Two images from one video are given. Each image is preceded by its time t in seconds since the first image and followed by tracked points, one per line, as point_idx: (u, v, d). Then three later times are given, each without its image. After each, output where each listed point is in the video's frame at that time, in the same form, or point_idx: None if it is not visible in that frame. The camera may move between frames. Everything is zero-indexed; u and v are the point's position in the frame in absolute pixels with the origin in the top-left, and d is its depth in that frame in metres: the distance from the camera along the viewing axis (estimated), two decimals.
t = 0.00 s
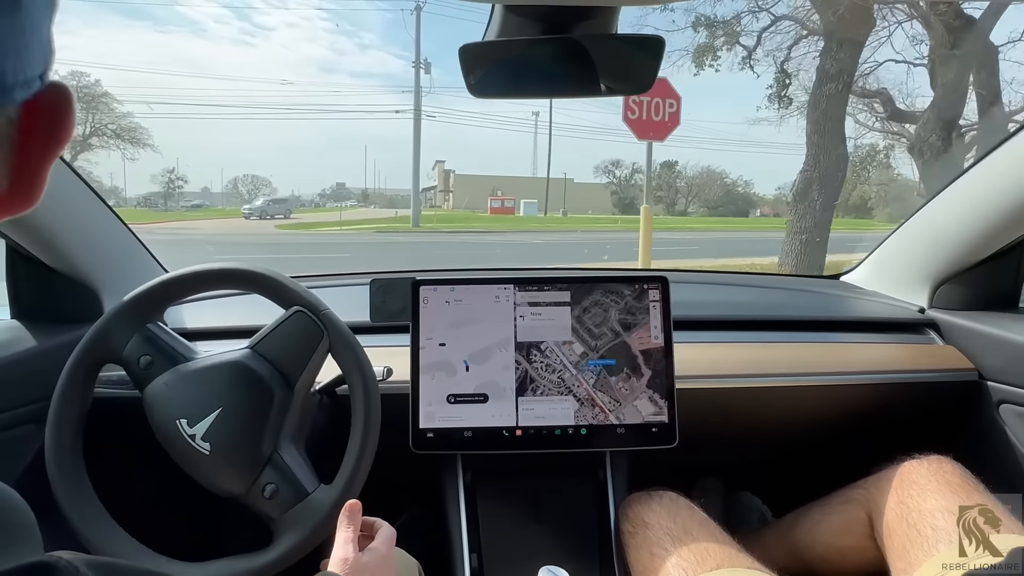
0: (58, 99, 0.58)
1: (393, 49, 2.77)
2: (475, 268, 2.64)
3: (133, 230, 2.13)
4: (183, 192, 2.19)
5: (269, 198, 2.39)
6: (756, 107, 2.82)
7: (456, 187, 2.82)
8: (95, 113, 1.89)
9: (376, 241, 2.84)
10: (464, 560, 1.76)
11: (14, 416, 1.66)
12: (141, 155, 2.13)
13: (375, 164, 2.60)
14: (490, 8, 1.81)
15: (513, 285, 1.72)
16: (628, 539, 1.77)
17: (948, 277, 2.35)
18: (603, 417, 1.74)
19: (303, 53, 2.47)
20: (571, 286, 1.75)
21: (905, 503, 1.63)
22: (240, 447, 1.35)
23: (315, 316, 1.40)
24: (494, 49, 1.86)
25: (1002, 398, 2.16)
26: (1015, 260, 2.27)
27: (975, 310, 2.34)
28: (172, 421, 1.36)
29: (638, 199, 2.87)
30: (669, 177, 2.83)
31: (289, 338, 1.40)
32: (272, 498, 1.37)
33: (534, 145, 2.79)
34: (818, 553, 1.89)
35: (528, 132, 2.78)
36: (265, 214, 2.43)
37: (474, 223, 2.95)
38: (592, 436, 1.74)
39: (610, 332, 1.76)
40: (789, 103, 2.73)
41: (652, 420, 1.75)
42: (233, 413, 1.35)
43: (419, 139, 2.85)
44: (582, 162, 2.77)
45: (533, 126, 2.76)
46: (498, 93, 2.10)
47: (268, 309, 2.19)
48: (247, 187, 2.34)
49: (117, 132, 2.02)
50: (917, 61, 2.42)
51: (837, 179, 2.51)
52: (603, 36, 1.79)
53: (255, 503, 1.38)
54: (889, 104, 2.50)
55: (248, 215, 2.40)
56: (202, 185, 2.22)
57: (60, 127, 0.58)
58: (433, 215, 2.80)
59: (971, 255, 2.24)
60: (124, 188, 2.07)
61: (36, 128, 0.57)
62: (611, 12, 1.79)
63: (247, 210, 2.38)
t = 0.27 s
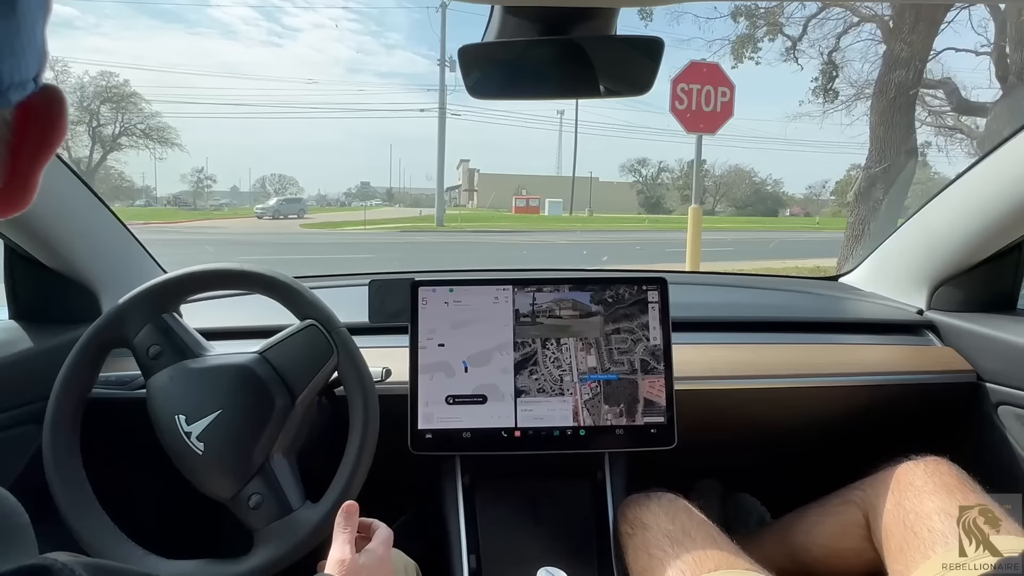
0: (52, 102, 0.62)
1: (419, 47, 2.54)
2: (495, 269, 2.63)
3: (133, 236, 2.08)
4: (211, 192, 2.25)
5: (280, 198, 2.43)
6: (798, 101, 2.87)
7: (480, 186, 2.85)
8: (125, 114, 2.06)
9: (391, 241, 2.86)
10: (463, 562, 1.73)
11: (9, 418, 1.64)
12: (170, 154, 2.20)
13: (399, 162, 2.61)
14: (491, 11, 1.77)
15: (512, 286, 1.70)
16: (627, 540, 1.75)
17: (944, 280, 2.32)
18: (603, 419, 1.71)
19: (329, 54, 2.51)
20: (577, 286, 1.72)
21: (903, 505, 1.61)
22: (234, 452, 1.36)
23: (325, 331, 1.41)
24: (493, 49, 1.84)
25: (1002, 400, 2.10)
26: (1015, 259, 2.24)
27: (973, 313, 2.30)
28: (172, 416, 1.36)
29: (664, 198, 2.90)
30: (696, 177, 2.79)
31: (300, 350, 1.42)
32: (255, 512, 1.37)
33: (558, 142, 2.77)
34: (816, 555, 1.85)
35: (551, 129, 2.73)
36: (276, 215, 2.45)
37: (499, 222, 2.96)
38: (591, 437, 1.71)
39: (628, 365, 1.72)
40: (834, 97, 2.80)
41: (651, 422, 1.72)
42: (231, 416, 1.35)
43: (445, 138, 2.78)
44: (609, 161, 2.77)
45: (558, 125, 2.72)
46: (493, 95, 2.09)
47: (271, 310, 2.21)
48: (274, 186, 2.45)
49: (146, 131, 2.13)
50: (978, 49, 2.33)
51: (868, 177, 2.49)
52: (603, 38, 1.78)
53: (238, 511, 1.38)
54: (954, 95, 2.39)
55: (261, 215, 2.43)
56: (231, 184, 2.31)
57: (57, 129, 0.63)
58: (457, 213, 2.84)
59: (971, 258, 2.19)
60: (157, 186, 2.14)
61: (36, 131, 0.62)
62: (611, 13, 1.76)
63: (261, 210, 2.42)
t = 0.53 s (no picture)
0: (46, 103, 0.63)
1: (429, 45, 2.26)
2: (512, 270, 2.61)
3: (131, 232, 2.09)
4: (234, 190, 2.29)
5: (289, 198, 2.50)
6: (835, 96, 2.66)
7: (499, 186, 2.79)
8: (147, 114, 2.13)
9: (405, 241, 2.87)
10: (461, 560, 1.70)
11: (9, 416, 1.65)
12: (191, 152, 2.22)
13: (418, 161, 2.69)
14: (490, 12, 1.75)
15: (512, 286, 1.68)
16: (626, 540, 1.73)
17: (944, 281, 2.36)
18: (602, 418, 1.70)
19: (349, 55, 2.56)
20: (576, 286, 1.70)
21: (897, 505, 1.60)
22: (218, 461, 1.32)
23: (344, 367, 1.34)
24: (493, 49, 1.83)
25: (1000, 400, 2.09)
26: (1014, 260, 2.27)
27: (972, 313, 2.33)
28: (172, 401, 1.33)
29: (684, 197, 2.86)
30: (719, 175, 2.87)
31: (317, 389, 1.34)
32: (212, 524, 1.34)
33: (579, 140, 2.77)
34: (812, 554, 1.85)
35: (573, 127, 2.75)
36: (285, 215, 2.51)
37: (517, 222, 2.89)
38: (590, 437, 1.69)
39: (630, 370, 1.70)
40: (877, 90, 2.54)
41: (649, 422, 1.70)
42: (229, 423, 1.31)
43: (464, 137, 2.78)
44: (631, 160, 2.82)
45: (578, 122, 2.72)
46: (492, 94, 2.11)
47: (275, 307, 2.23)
48: (296, 185, 2.51)
49: (168, 131, 2.18)
50: None
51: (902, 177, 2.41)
52: (603, 37, 1.75)
53: (195, 514, 1.35)
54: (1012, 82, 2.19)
55: (268, 215, 2.50)
56: (252, 183, 2.35)
57: (50, 129, 0.63)
58: (476, 213, 2.79)
59: (972, 257, 2.23)
60: (181, 186, 2.19)
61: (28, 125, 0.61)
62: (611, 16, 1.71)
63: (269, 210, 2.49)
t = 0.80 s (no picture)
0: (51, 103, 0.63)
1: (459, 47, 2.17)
2: (525, 267, 2.58)
3: (132, 229, 2.07)
4: (251, 190, 2.34)
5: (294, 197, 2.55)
6: (871, 90, 2.63)
7: (514, 185, 2.81)
8: (163, 113, 2.13)
9: (417, 241, 2.86)
10: (463, 560, 1.69)
11: (13, 413, 1.62)
12: (208, 152, 2.25)
13: (434, 161, 2.74)
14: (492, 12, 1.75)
15: (513, 285, 1.67)
16: (627, 539, 1.74)
17: (944, 284, 2.31)
18: (603, 417, 1.69)
19: (367, 55, 2.60)
20: (576, 286, 1.70)
21: (892, 504, 1.62)
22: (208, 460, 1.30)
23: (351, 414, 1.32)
24: (492, 49, 1.84)
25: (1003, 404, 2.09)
26: (1017, 261, 2.23)
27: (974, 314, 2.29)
28: (183, 388, 1.32)
29: (703, 196, 2.86)
30: (738, 174, 2.87)
31: (319, 428, 1.32)
32: (172, 519, 1.31)
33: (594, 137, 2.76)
34: (810, 553, 1.83)
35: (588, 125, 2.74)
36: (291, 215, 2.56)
37: (532, 222, 2.87)
38: (590, 437, 1.68)
39: (632, 371, 1.69)
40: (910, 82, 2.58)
41: (650, 421, 1.70)
42: (229, 428, 1.29)
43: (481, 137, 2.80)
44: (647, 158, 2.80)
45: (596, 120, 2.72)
46: (490, 96, 2.10)
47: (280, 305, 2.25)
48: (312, 185, 2.58)
49: (185, 131, 2.19)
50: None
51: (925, 175, 2.29)
52: (602, 37, 1.75)
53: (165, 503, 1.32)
54: None
55: (273, 215, 2.51)
56: (270, 182, 2.41)
57: (55, 129, 0.63)
58: (492, 212, 2.80)
59: (972, 259, 2.19)
60: (198, 185, 2.22)
61: (33, 125, 0.62)
62: (612, 15, 1.72)
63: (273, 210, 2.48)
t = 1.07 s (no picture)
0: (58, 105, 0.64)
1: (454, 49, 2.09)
2: (533, 267, 2.56)
3: (135, 229, 2.08)
4: (263, 190, 2.39)
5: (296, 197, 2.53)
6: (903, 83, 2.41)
7: (526, 184, 2.78)
8: (175, 113, 2.15)
9: (426, 240, 2.84)
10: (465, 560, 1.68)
11: (19, 411, 1.63)
12: (218, 153, 2.26)
13: (446, 161, 2.71)
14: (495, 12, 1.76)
15: (516, 285, 1.67)
16: (636, 537, 1.74)
17: (950, 283, 2.33)
18: (606, 417, 1.68)
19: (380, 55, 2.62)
20: (579, 286, 1.69)
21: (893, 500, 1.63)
22: (196, 456, 1.30)
23: (341, 473, 1.33)
24: (495, 50, 1.83)
25: (1006, 402, 2.08)
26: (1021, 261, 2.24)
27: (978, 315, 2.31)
28: (202, 378, 1.33)
29: (716, 194, 2.83)
30: (752, 173, 2.78)
31: (301, 475, 1.34)
32: (135, 498, 1.31)
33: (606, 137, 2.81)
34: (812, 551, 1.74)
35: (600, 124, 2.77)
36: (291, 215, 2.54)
37: (543, 221, 2.88)
38: (593, 437, 1.68)
39: (636, 370, 1.69)
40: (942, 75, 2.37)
41: (652, 421, 1.69)
42: (226, 432, 1.30)
43: (492, 136, 2.68)
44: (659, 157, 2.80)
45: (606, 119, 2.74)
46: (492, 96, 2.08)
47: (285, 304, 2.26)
48: (324, 184, 2.56)
49: (197, 131, 2.20)
50: None
51: (942, 176, 2.25)
52: (605, 36, 1.77)
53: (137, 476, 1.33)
54: None
55: (272, 215, 2.50)
56: (283, 181, 2.46)
57: (62, 132, 0.65)
58: (503, 211, 2.80)
59: (972, 261, 2.23)
60: (211, 185, 2.25)
61: (42, 126, 0.63)
62: (616, 14, 1.73)
63: (270, 211, 2.48)
